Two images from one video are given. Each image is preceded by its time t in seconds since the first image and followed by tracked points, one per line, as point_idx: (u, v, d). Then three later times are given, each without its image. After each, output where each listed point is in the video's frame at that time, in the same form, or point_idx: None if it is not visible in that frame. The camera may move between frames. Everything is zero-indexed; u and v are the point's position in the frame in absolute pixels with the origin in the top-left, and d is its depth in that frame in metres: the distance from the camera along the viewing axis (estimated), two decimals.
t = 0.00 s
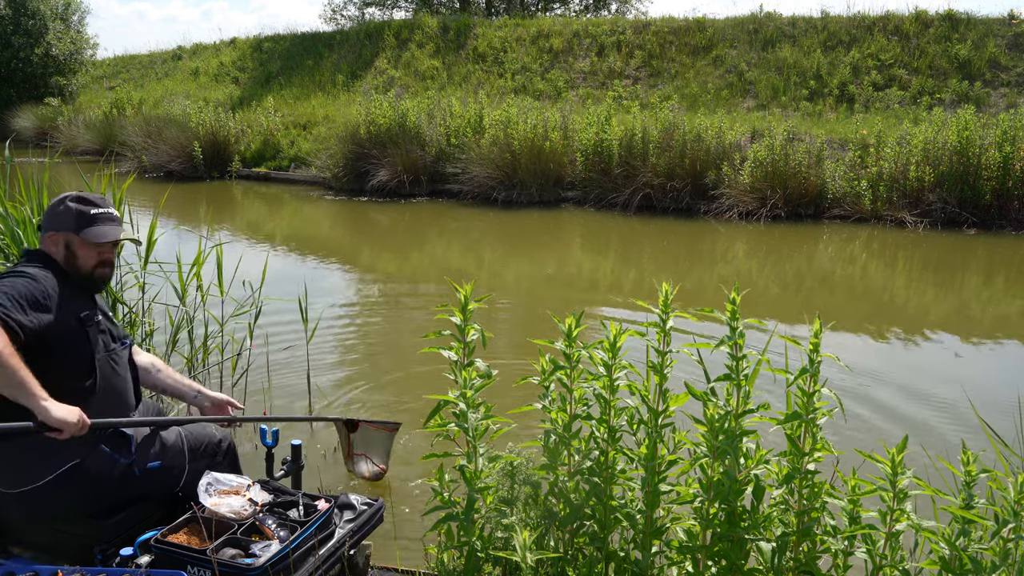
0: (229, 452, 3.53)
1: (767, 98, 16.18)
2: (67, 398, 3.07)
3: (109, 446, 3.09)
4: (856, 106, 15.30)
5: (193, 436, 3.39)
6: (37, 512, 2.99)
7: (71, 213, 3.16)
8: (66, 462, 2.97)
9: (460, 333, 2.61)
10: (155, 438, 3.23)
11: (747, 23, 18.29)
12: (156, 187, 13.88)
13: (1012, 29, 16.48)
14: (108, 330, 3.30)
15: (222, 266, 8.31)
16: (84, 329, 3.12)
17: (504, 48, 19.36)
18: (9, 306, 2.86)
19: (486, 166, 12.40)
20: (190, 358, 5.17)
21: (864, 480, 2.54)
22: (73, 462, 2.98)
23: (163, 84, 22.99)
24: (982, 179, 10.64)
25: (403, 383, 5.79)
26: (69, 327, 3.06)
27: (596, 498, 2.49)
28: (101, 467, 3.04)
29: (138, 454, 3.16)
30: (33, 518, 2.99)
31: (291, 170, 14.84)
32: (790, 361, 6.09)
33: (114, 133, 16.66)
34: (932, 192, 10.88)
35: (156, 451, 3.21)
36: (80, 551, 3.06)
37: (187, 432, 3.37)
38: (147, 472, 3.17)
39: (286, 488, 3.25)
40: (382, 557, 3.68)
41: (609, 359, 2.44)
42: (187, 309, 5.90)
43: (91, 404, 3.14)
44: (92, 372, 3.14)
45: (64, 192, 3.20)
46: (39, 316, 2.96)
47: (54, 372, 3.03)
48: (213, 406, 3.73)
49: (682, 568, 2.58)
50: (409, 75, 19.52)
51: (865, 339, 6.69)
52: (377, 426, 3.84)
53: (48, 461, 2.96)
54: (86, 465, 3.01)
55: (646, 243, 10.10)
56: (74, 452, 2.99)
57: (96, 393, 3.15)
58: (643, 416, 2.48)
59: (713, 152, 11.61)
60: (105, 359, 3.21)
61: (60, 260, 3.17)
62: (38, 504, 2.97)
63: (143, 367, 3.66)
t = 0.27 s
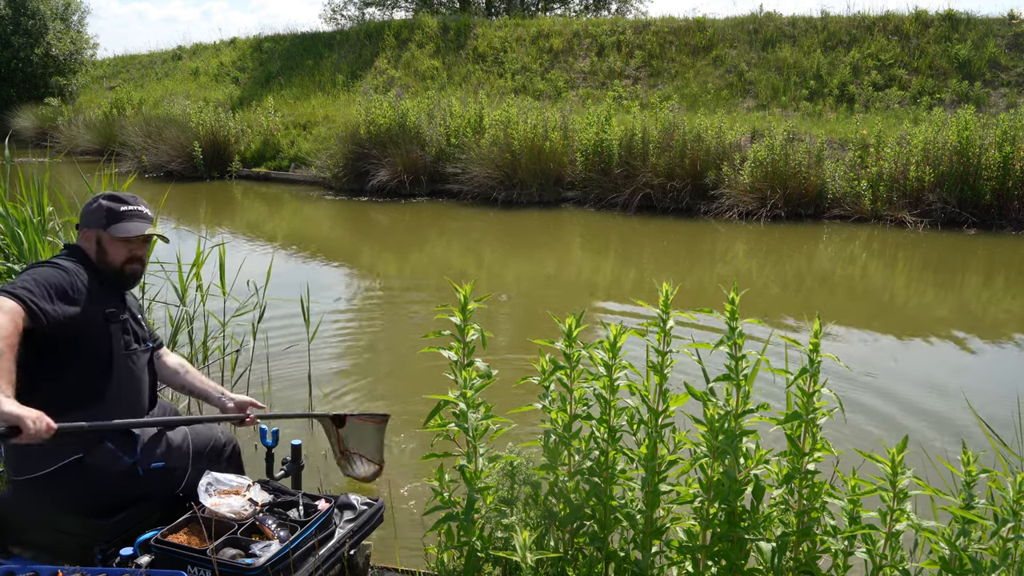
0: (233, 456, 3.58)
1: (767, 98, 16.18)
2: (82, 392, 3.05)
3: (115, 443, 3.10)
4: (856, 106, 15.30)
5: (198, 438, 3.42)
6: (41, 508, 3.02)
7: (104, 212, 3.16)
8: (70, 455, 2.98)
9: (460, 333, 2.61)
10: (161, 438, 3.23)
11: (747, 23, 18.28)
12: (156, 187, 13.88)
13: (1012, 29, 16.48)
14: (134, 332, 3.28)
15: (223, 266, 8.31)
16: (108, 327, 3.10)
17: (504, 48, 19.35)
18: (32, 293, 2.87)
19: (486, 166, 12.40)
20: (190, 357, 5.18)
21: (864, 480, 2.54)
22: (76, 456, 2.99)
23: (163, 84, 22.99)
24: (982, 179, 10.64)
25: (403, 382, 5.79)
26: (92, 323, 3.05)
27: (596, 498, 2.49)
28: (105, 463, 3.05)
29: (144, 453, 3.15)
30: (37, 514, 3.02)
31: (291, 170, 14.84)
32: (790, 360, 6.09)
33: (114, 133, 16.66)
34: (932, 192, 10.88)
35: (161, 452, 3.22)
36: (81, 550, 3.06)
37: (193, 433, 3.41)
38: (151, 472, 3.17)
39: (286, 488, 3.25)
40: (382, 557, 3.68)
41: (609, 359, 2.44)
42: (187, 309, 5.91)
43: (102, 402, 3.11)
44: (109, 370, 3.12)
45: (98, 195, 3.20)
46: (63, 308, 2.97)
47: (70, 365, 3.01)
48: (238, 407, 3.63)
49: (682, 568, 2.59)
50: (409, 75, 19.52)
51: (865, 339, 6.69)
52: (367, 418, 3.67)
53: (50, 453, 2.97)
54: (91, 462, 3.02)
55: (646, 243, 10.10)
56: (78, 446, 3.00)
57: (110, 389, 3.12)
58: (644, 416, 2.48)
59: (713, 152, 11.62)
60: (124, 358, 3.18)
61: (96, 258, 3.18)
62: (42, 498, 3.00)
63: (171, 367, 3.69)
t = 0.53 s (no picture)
0: (234, 461, 3.58)
1: (767, 98, 16.18)
2: (85, 392, 3.04)
3: (118, 443, 3.09)
4: (856, 106, 15.30)
5: (201, 441, 3.43)
6: (44, 507, 3.02)
7: (121, 214, 3.18)
8: (73, 454, 2.97)
9: (460, 333, 2.61)
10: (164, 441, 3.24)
11: (748, 23, 18.28)
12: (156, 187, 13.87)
13: (1012, 28, 16.48)
14: (140, 333, 3.27)
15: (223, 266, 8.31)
16: (115, 328, 3.09)
17: (504, 48, 19.35)
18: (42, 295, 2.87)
19: (486, 166, 12.40)
20: (190, 357, 5.18)
21: (864, 480, 2.54)
22: (78, 456, 2.99)
23: (163, 84, 22.99)
24: (982, 179, 10.64)
25: (403, 383, 5.79)
26: (98, 324, 3.04)
27: (596, 498, 2.49)
28: (107, 463, 3.04)
29: (146, 454, 3.16)
30: (39, 513, 3.03)
31: (291, 170, 14.84)
32: (790, 360, 6.09)
33: (114, 133, 16.66)
34: (932, 192, 10.88)
35: (163, 454, 3.22)
36: (81, 550, 3.06)
37: (196, 436, 3.42)
38: (152, 474, 3.17)
39: (286, 488, 3.25)
40: (382, 557, 3.68)
41: (610, 359, 2.44)
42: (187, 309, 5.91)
43: (105, 403, 3.09)
44: (114, 371, 3.10)
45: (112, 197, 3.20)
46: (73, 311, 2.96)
47: (74, 365, 3.01)
48: (232, 404, 3.72)
49: (682, 568, 2.59)
50: (409, 75, 19.52)
51: (865, 339, 6.69)
52: (355, 408, 3.60)
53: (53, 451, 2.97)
54: (94, 462, 3.02)
55: (646, 243, 10.09)
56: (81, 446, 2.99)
57: (113, 390, 3.11)
58: (644, 416, 2.48)
59: (713, 152, 11.62)
60: (130, 360, 3.16)
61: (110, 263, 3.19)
62: (44, 498, 3.01)
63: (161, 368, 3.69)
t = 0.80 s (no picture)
0: (234, 465, 3.55)
1: (767, 98, 16.18)
2: (86, 396, 3.06)
3: (120, 445, 3.09)
4: (856, 106, 15.30)
5: (201, 444, 3.42)
6: (44, 507, 3.03)
7: (133, 218, 3.16)
8: (75, 458, 2.96)
9: (460, 333, 2.61)
10: (166, 444, 3.24)
11: (747, 23, 18.29)
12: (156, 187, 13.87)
13: (1012, 29, 16.48)
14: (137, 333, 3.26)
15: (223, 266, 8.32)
16: (114, 331, 3.09)
17: (504, 48, 19.36)
18: (38, 309, 2.81)
19: (485, 166, 12.40)
20: (190, 358, 5.18)
21: (864, 480, 2.54)
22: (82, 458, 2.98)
23: (163, 84, 22.99)
24: (982, 179, 10.64)
25: (403, 382, 5.79)
26: (98, 329, 3.03)
27: (596, 498, 2.49)
28: (108, 464, 3.04)
29: (146, 456, 3.15)
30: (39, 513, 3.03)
31: (291, 170, 14.84)
32: (790, 361, 6.09)
33: (114, 132, 16.67)
34: (932, 192, 10.88)
35: (164, 456, 3.22)
36: (82, 550, 3.07)
37: (196, 439, 3.41)
38: (153, 475, 3.18)
39: (286, 488, 3.25)
40: (382, 557, 3.69)
41: (610, 359, 2.44)
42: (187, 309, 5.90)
43: (106, 406, 3.11)
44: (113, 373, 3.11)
45: (125, 194, 3.19)
46: (71, 322, 2.92)
47: (74, 370, 3.03)
48: (183, 402, 3.75)
49: (682, 568, 2.59)
50: (409, 75, 19.52)
51: (865, 339, 6.70)
52: (341, 400, 3.60)
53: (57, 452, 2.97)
54: (95, 464, 3.02)
55: (646, 243, 10.10)
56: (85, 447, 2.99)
57: (115, 394, 3.12)
58: (644, 416, 2.48)
59: (713, 152, 11.63)
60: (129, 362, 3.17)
61: (118, 267, 3.20)
62: (44, 498, 3.01)
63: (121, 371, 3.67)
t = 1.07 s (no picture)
0: (234, 465, 3.54)
1: (767, 98, 16.18)
2: (83, 395, 3.05)
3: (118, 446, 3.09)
4: (856, 106, 15.30)
5: (201, 444, 3.41)
6: (43, 509, 3.02)
7: (143, 224, 3.19)
8: (74, 459, 2.96)
9: (460, 333, 2.61)
10: (165, 444, 3.24)
11: (747, 23, 18.28)
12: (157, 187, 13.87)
13: (1012, 29, 16.48)
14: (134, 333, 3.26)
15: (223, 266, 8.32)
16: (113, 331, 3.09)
17: (504, 48, 19.36)
18: (40, 303, 2.79)
19: (485, 166, 12.40)
20: (190, 358, 5.18)
21: (864, 480, 2.54)
22: (81, 459, 2.98)
23: (163, 84, 22.99)
24: (982, 179, 10.65)
25: (403, 382, 5.79)
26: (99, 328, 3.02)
27: (596, 498, 2.49)
28: (107, 464, 3.04)
29: (146, 456, 3.15)
30: (38, 515, 3.03)
31: (291, 170, 14.84)
32: (790, 361, 6.09)
33: (114, 132, 16.67)
34: (932, 192, 10.88)
35: (164, 456, 3.22)
36: (82, 550, 3.07)
37: (195, 439, 3.40)
38: (152, 475, 3.17)
39: (285, 488, 3.25)
40: (382, 556, 3.69)
41: (610, 359, 2.44)
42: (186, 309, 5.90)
43: (104, 405, 3.11)
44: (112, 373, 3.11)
45: (136, 198, 3.22)
46: (71, 317, 2.90)
47: (73, 369, 3.00)
48: (202, 402, 3.73)
49: (682, 568, 2.59)
50: (409, 75, 19.52)
51: (865, 339, 6.69)
52: (320, 405, 3.75)
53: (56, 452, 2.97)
54: (94, 465, 3.02)
55: (646, 243, 10.09)
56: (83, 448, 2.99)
57: (112, 394, 3.12)
58: (644, 416, 2.48)
59: (713, 152, 11.63)
60: (127, 362, 3.17)
61: (120, 270, 3.23)
62: (43, 500, 3.01)
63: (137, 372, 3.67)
